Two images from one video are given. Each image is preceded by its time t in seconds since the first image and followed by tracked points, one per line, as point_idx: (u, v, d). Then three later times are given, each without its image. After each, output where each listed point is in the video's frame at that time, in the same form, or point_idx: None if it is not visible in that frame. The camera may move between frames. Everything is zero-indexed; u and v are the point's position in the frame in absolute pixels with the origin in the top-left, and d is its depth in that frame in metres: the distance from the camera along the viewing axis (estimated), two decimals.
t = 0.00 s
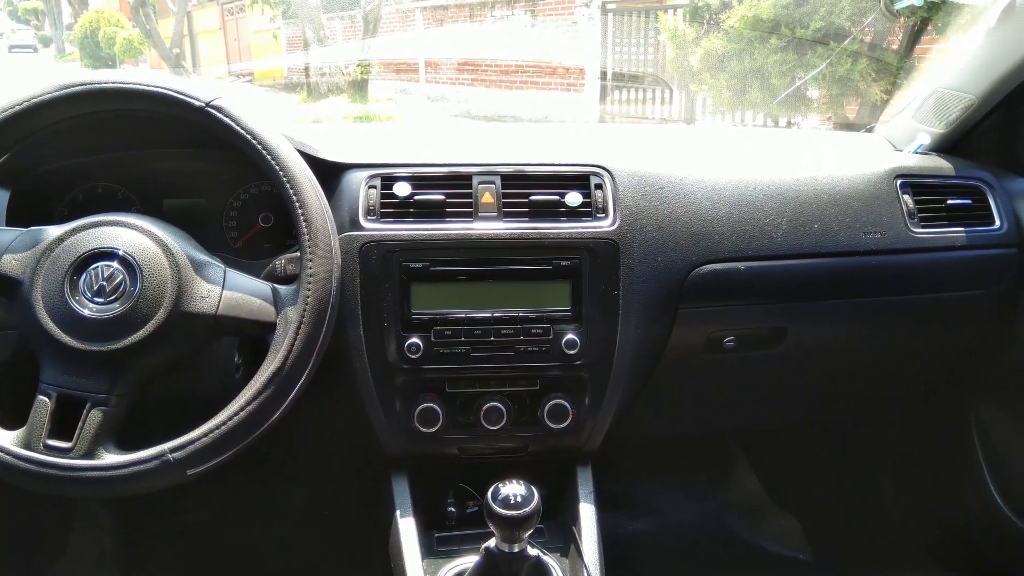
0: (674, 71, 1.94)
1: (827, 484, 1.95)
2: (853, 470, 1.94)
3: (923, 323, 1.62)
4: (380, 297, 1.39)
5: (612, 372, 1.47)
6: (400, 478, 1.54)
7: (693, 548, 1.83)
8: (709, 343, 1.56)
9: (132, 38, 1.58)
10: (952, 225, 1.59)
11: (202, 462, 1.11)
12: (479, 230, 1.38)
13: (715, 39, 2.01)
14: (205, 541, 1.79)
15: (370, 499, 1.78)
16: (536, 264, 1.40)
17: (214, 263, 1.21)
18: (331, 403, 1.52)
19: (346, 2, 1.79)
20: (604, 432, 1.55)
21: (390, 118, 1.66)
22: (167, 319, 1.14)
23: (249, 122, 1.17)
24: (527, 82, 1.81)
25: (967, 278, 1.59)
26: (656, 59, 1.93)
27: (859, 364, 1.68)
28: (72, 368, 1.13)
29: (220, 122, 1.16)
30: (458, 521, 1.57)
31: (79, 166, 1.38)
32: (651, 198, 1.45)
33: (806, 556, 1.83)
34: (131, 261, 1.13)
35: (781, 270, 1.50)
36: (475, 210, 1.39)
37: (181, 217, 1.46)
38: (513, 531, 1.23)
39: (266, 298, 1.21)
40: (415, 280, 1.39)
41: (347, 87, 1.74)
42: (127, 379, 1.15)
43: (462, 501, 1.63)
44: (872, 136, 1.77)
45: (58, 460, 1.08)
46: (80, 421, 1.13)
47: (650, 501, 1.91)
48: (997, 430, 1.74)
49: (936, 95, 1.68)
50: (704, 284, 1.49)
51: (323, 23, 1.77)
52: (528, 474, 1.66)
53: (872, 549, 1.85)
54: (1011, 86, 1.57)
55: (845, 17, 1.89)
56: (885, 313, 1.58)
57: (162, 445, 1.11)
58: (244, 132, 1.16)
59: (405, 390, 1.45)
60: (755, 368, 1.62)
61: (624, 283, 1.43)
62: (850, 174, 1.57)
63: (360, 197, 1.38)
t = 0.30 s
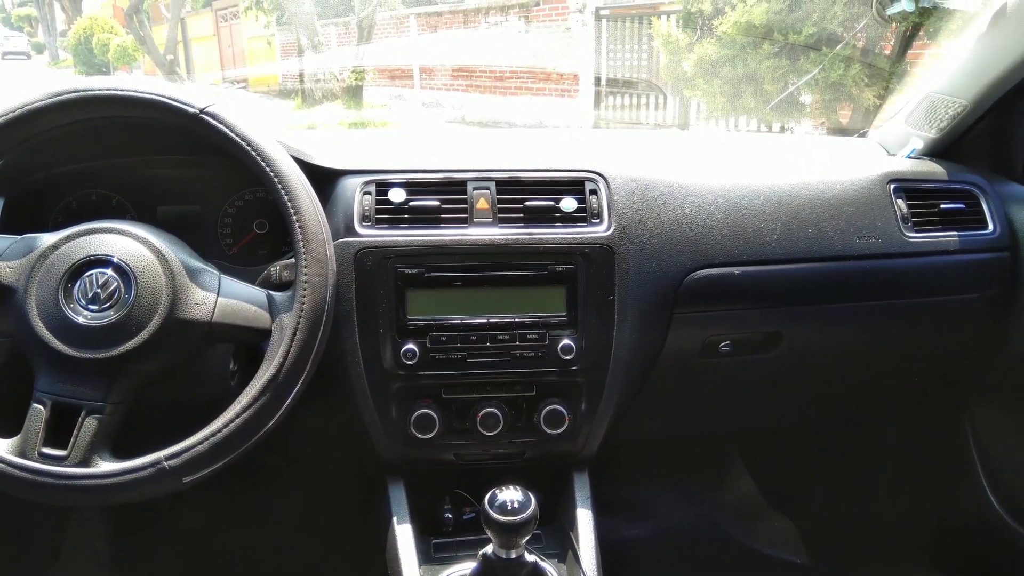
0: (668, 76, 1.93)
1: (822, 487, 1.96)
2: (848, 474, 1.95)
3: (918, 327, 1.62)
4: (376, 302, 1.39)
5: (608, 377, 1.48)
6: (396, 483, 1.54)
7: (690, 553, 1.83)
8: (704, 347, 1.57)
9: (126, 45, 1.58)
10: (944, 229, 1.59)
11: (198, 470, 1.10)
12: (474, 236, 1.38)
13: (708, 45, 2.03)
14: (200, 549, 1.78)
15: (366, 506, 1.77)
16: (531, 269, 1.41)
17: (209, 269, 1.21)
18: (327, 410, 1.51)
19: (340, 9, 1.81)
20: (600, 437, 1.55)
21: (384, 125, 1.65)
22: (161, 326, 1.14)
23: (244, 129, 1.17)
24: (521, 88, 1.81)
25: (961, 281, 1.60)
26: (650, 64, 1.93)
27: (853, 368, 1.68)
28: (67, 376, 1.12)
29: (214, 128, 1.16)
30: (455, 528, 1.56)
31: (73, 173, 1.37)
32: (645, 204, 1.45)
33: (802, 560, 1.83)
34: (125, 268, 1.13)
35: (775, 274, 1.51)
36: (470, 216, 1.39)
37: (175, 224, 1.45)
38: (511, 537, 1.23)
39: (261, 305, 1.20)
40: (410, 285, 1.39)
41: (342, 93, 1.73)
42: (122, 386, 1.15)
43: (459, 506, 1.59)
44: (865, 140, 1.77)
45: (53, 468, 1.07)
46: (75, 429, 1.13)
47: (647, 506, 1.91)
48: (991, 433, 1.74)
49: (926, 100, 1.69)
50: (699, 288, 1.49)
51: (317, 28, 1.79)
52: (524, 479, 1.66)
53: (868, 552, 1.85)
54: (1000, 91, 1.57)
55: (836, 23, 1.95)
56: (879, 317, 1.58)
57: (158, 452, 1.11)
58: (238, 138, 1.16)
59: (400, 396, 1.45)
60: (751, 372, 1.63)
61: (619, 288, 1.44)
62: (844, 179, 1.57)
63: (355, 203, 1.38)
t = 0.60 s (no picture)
0: (659, 76, 1.95)
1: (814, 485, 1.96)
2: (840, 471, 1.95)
3: (907, 324, 1.63)
4: (366, 302, 1.39)
5: (598, 375, 1.48)
6: (386, 485, 1.54)
7: (681, 550, 1.83)
8: (695, 345, 1.57)
9: (115, 45, 1.54)
10: (933, 226, 1.59)
11: (186, 471, 1.10)
12: (465, 235, 1.37)
13: (698, 45, 2.24)
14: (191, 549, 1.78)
15: (357, 505, 1.77)
16: (521, 268, 1.40)
17: (198, 269, 1.20)
18: (317, 409, 1.51)
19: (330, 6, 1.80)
20: (591, 435, 1.55)
21: (376, 123, 1.63)
22: (149, 327, 1.13)
23: (232, 128, 1.16)
24: (512, 86, 1.86)
25: (950, 279, 1.60)
26: (640, 63, 1.98)
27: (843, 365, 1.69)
28: (54, 378, 1.12)
29: (202, 128, 1.16)
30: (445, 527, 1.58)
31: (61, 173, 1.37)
32: (634, 201, 1.45)
33: (793, 557, 1.84)
34: (113, 269, 1.12)
35: (765, 272, 1.51)
36: (460, 215, 1.38)
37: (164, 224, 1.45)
38: (500, 537, 1.23)
39: (250, 305, 1.21)
40: (401, 285, 1.39)
41: (331, 93, 1.72)
42: (110, 388, 1.15)
43: (449, 506, 1.61)
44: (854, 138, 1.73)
45: (40, 471, 1.08)
46: (61, 432, 1.13)
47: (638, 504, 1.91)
48: (981, 430, 1.75)
49: (916, 98, 1.66)
50: (688, 287, 1.49)
51: (308, 28, 1.79)
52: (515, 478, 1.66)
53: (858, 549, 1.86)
54: (990, 88, 1.55)
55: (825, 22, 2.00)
56: (869, 314, 1.59)
57: (146, 454, 1.10)
58: (227, 138, 1.16)
59: (391, 396, 1.45)
60: (741, 370, 1.63)
61: (610, 286, 1.44)
62: (834, 177, 1.58)
63: (345, 203, 1.38)
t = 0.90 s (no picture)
0: (631, 78, 1.96)
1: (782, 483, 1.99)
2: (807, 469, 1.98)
3: (873, 324, 1.66)
4: (338, 302, 1.38)
5: (571, 374, 1.49)
6: (358, 485, 1.53)
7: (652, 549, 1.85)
8: (666, 344, 1.58)
9: (81, 40, 1.53)
10: (899, 227, 1.62)
11: (154, 473, 1.08)
12: (438, 235, 1.37)
13: (670, 47, 2.21)
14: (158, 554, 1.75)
15: (329, 507, 1.76)
16: (494, 268, 1.40)
17: (166, 268, 1.18)
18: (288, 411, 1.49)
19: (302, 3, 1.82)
20: (563, 435, 1.55)
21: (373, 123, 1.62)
22: (117, 326, 1.11)
23: (202, 125, 1.15)
24: (484, 86, 1.86)
25: (915, 280, 1.63)
26: (612, 65, 1.99)
27: (809, 364, 1.72)
28: (18, 379, 1.10)
29: (171, 124, 1.14)
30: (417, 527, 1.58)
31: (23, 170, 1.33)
32: (607, 201, 1.46)
33: (762, 554, 1.86)
34: (79, 267, 1.10)
35: (735, 273, 1.53)
36: (433, 214, 1.38)
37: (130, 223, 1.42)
38: (473, 536, 1.22)
39: (219, 305, 1.18)
40: (373, 284, 1.38)
41: (302, 90, 1.71)
42: (76, 388, 1.12)
43: (421, 506, 1.61)
44: (823, 141, 1.78)
45: (3, 473, 1.05)
46: (26, 433, 1.10)
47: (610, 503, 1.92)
48: (944, 427, 1.79)
49: (881, 101, 1.69)
50: (660, 286, 1.50)
51: (279, 26, 1.79)
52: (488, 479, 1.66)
53: (825, 546, 1.89)
54: (954, 93, 1.58)
55: (796, 27, 2.04)
56: (836, 314, 1.62)
57: (112, 455, 1.08)
58: (196, 135, 1.14)
59: (363, 397, 1.44)
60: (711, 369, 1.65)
61: (582, 286, 1.45)
62: (802, 179, 1.59)
63: (317, 201, 1.36)
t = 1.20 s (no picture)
0: (618, 75, 1.93)
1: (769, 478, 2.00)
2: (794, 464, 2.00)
3: (856, 319, 1.68)
4: (325, 301, 1.37)
5: (559, 372, 1.49)
6: (347, 489, 1.52)
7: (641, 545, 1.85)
8: (652, 341, 1.60)
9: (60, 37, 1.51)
10: (883, 223, 1.63)
11: (142, 476, 1.07)
12: (425, 233, 1.36)
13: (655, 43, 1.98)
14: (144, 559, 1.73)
15: (317, 509, 1.74)
16: (481, 266, 1.40)
17: (150, 269, 1.17)
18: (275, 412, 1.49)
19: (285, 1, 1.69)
20: (552, 433, 1.55)
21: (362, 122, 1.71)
22: (101, 328, 1.10)
23: (185, 124, 1.13)
24: (469, 86, 1.85)
25: (899, 275, 1.64)
26: (597, 63, 1.92)
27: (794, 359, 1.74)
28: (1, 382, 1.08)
29: (154, 123, 1.13)
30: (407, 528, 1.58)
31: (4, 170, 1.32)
32: (594, 199, 1.47)
33: (749, 549, 1.88)
34: (62, 269, 1.08)
35: (721, 269, 1.53)
36: (420, 213, 1.37)
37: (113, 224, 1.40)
38: (462, 536, 1.22)
39: (204, 305, 1.18)
40: (360, 284, 1.37)
41: (287, 89, 1.71)
42: (61, 392, 1.11)
43: (411, 506, 1.59)
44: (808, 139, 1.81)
45: None
46: (11, 437, 1.10)
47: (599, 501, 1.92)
48: (928, 421, 1.81)
49: (864, 98, 1.71)
50: (647, 283, 1.51)
51: (261, 24, 1.69)
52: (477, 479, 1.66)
53: (812, 540, 1.90)
54: (934, 89, 1.60)
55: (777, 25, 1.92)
56: (821, 310, 1.63)
57: (99, 458, 1.07)
58: (179, 134, 1.13)
59: (351, 397, 1.44)
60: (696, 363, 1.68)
61: (569, 284, 1.45)
62: (787, 176, 1.60)
63: (302, 200, 1.35)
